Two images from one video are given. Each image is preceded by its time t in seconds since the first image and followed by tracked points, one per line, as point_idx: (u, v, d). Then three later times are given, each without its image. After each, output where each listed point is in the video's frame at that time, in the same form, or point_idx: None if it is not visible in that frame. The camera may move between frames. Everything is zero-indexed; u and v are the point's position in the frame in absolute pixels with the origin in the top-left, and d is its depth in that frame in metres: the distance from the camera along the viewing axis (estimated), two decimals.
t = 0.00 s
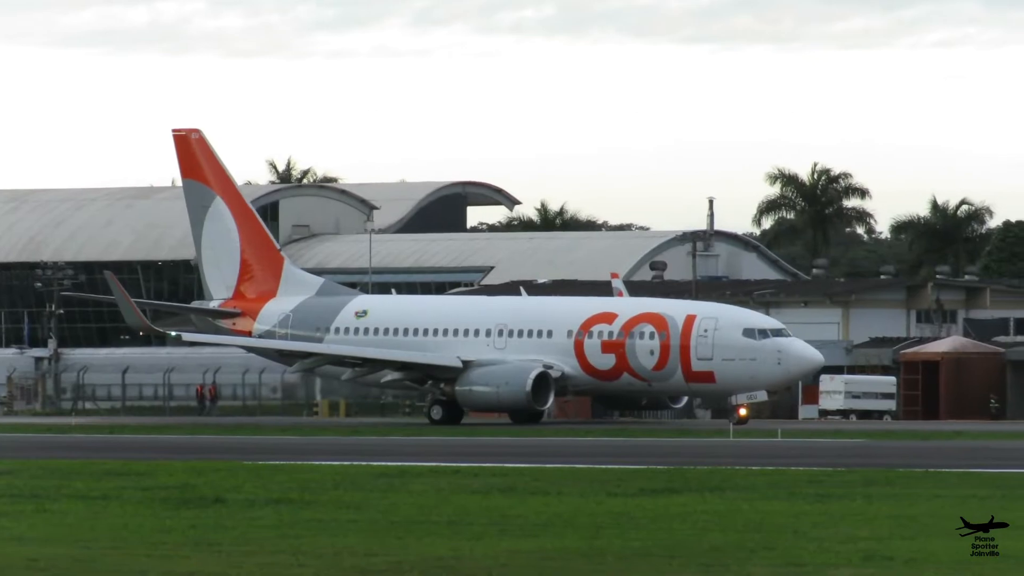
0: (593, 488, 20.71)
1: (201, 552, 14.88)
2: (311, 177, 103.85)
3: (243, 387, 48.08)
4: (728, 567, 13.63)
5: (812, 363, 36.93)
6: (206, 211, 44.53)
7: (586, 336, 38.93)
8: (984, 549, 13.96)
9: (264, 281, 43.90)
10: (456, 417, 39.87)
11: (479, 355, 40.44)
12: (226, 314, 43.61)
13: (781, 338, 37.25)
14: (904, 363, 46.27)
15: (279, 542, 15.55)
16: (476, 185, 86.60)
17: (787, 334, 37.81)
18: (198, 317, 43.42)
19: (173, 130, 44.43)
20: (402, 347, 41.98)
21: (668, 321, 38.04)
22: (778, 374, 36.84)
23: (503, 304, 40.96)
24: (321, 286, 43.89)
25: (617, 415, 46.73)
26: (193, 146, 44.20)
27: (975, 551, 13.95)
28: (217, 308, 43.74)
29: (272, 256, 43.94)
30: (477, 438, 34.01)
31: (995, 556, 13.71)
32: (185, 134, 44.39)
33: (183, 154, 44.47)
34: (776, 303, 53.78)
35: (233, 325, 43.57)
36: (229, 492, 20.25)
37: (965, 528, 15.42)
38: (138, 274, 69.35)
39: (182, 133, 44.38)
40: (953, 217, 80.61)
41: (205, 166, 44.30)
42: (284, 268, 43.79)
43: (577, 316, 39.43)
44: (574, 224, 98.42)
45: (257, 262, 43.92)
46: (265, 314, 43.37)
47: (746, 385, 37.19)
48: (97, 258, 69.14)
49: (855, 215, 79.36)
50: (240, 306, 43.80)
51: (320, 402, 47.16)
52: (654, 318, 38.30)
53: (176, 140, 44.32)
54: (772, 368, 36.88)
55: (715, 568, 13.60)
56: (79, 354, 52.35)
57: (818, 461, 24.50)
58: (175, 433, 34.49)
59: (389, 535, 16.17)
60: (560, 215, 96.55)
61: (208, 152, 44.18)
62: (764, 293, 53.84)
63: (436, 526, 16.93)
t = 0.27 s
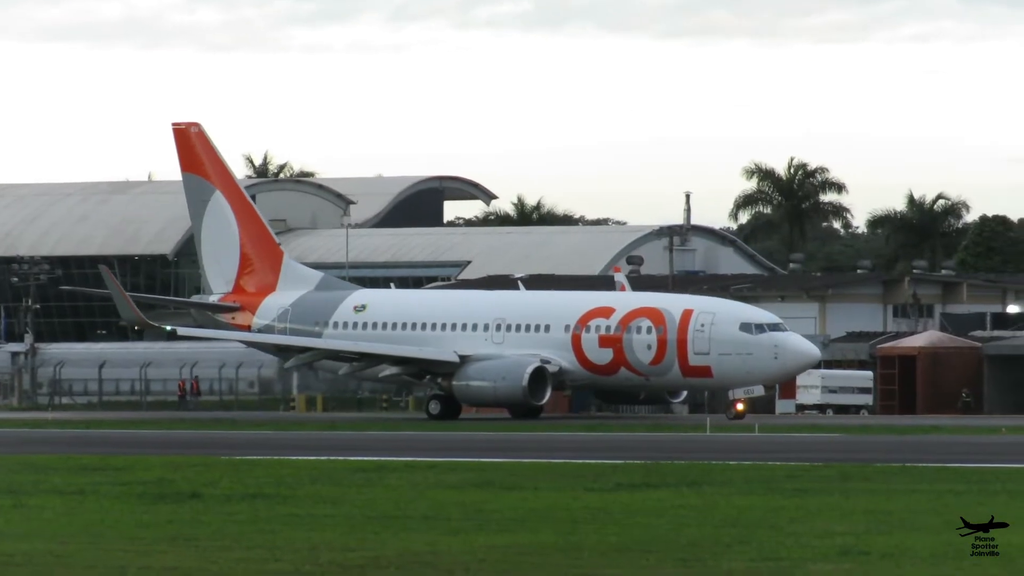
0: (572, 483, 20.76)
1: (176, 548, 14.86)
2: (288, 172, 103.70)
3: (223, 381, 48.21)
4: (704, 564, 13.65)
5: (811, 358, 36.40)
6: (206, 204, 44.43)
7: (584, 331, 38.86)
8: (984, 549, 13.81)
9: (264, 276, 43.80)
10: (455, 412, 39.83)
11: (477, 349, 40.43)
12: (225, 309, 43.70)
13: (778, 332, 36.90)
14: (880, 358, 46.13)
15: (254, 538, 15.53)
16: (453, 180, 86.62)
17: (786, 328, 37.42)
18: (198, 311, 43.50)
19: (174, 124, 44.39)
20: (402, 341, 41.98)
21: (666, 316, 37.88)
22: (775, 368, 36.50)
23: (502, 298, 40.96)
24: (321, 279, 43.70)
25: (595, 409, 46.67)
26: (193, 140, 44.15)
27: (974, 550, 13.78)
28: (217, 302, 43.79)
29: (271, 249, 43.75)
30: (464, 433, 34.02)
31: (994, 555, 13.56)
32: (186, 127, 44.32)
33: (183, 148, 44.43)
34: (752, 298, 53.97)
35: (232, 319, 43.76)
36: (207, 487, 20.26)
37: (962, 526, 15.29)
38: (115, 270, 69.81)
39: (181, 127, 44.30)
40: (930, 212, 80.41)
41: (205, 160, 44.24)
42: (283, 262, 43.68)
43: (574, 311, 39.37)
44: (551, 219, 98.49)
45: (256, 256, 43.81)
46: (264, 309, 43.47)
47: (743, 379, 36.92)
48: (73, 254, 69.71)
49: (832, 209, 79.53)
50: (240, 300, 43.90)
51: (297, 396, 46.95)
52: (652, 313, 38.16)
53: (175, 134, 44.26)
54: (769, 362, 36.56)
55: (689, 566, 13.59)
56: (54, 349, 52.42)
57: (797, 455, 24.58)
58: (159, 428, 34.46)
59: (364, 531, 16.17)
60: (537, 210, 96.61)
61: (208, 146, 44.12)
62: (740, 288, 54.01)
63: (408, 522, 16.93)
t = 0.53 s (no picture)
0: (545, 479, 20.82)
1: (150, 544, 14.83)
2: (263, 169, 103.58)
3: (199, 378, 48.56)
4: (680, 561, 13.65)
5: (806, 355, 36.35)
6: (204, 200, 44.19)
7: (579, 327, 38.74)
8: (984, 549, 13.63)
9: (262, 273, 43.65)
10: (451, 408, 39.91)
11: (473, 346, 40.28)
12: (223, 305, 43.48)
13: (772, 329, 36.80)
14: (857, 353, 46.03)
15: (231, 535, 15.50)
16: (428, 176, 86.71)
17: (781, 325, 37.33)
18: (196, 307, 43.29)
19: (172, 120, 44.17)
20: (399, 338, 41.82)
21: (661, 312, 37.80)
22: (770, 365, 36.42)
23: (497, 294, 40.80)
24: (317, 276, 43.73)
25: (569, 404, 46.56)
26: (191, 136, 43.94)
27: (974, 551, 13.61)
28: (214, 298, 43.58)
29: (270, 246, 43.66)
30: (449, 429, 34.01)
31: (996, 555, 13.37)
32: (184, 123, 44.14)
33: (181, 144, 44.20)
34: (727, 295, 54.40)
35: (229, 315, 43.51)
36: (181, 483, 20.28)
37: (963, 527, 15.00)
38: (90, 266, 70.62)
39: (180, 123, 44.09)
40: (905, 209, 80.82)
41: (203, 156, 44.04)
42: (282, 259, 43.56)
43: (570, 307, 39.23)
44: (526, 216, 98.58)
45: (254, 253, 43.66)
46: (262, 305, 43.25)
47: (737, 376, 36.85)
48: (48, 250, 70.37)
49: (807, 206, 79.81)
50: (238, 296, 43.64)
51: (271, 392, 47.53)
52: (647, 309, 38.08)
53: (174, 129, 44.01)
54: (764, 358, 36.49)
55: (664, 563, 13.61)
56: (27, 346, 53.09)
57: (774, 451, 24.67)
58: (142, 424, 34.36)
59: (338, 527, 16.14)
60: (512, 207, 96.69)
61: (207, 142, 43.93)
62: (715, 284, 54.45)
63: (382, 518, 16.93)
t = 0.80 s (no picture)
0: (521, 478, 20.81)
1: (126, 542, 14.75)
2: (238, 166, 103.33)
3: (176, 376, 48.54)
4: (657, 560, 13.67)
5: (802, 355, 36.34)
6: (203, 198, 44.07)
7: (576, 326, 38.64)
8: (983, 550, 13.55)
9: (260, 270, 43.46)
10: (447, 406, 39.91)
11: (470, 345, 40.14)
12: (221, 302, 43.28)
13: (767, 328, 36.76)
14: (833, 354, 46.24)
15: (208, 533, 15.47)
16: (404, 175, 86.79)
17: (776, 324, 37.30)
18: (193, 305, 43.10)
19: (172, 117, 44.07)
20: (395, 336, 41.60)
21: (657, 311, 37.71)
22: (765, 364, 36.39)
23: (494, 292, 40.64)
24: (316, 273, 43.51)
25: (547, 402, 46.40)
26: (191, 133, 43.84)
27: (973, 551, 13.55)
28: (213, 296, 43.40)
29: (269, 244, 43.50)
30: (437, 427, 33.98)
31: (996, 556, 13.30)
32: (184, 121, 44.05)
33: (182, 142, 44.10)
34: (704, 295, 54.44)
35: (228, 313, 43.32)
36: (156, 480, 20.20)
37: (964, 528, 14.91)
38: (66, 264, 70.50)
39: (180, 120, 43.99)
40: (880, 207, 81.58)
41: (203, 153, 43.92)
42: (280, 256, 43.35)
43: (566, 306, 39.11)
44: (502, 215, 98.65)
45: (253, 251, 43.49)
46: (259, 302, 43.03)
47: (733, 375, 36.82)
48: (23, 247, 70.22)
49: (782, 205, 80.07)
50: (236, 294, 43.44)
51: (247, 390, 47.55)
52: (644, 308, 37.98)
53: (174, 127, 43.88)
54: (759, 358, 36.45)
55: (641, 560, 13.68)
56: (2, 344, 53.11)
57: (749, 450, 24.74)
58: (126, 422, 34.23)
59: (314, 525, 16.11)
60: (487, 205, 96.71)
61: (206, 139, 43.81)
62: (691, 282, 54.60)
63: (358, 516, 16.92)
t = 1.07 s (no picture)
0: (499, 472, 20.84)
1: (102, 537, 14.72)
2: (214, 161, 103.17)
3: (154, 370, 48.38)
4: (633, 555, 13.68)
5: (797, 349, 36.49)
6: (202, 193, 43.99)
7: (573, 321, 38.57)
8: (983, 549, 13.41)
9: (259, 265, 43.34)
10: (444, 402, 39.77)
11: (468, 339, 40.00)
12: (220, 297, 43.16)
13: (764, 324, 36.78)
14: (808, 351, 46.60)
15: (182, 528, 15.39)
16: (380, 169, 86.58)
17: (772, 319, 37.32)
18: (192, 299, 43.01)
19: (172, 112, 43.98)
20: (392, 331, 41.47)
21: (653, 306, 37.63)
22: (761, 359, 36.40)
23: (492, 288, 40.56)
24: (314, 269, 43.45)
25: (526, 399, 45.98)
26: (191, 128, 43.75)
27: (975, 547, 13.43)
28: (212, 291, 43.30)
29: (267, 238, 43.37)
30: (425, 422, 33.96)
31: (994, 556, 13.16)
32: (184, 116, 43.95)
33: (182, 137, 44.02)
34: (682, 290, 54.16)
35: (227, 308, 43.20)
36: (133, 475, 20.19)
37: (963, 527, 14.67)
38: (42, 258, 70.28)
39: (180, 115, 43.90)
40: (856, 202, 81.92)
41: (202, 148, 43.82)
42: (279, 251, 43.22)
43: (563, 301, 39.03)
44: (479, 209, 98.73)
45: (251, 245, 43.35)
46: (258, 297, 42.92)
47: (729, 370, 36.80)
48: None
49: (758, 199, 80.30)
50: (235, 289, 43.35)
51: (224, 385, 47.39)
52: (640, 302, 37.88)
53: (174, 122, 43.82)
54: (755, 353, 36.45)
55: (619, 555, 13.69)
56: None
57: (723, 444, 24.89)
58: (111, 417, 34.11)
59: (289, 520, 16.08)
60: (463, 200, 96.73)
61: (206, 134, 43.71)
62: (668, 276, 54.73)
63: (331, 510, 16.91)
